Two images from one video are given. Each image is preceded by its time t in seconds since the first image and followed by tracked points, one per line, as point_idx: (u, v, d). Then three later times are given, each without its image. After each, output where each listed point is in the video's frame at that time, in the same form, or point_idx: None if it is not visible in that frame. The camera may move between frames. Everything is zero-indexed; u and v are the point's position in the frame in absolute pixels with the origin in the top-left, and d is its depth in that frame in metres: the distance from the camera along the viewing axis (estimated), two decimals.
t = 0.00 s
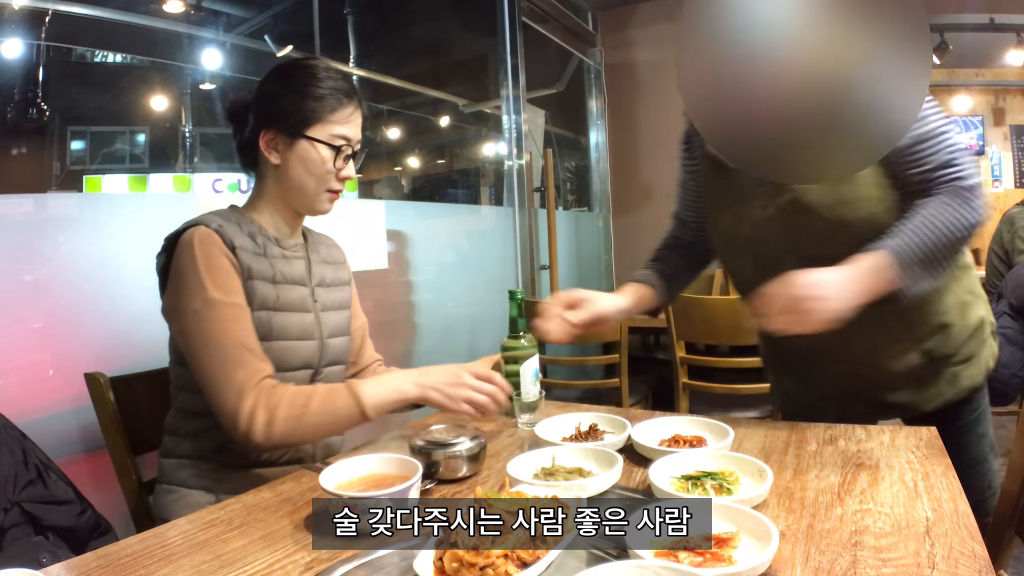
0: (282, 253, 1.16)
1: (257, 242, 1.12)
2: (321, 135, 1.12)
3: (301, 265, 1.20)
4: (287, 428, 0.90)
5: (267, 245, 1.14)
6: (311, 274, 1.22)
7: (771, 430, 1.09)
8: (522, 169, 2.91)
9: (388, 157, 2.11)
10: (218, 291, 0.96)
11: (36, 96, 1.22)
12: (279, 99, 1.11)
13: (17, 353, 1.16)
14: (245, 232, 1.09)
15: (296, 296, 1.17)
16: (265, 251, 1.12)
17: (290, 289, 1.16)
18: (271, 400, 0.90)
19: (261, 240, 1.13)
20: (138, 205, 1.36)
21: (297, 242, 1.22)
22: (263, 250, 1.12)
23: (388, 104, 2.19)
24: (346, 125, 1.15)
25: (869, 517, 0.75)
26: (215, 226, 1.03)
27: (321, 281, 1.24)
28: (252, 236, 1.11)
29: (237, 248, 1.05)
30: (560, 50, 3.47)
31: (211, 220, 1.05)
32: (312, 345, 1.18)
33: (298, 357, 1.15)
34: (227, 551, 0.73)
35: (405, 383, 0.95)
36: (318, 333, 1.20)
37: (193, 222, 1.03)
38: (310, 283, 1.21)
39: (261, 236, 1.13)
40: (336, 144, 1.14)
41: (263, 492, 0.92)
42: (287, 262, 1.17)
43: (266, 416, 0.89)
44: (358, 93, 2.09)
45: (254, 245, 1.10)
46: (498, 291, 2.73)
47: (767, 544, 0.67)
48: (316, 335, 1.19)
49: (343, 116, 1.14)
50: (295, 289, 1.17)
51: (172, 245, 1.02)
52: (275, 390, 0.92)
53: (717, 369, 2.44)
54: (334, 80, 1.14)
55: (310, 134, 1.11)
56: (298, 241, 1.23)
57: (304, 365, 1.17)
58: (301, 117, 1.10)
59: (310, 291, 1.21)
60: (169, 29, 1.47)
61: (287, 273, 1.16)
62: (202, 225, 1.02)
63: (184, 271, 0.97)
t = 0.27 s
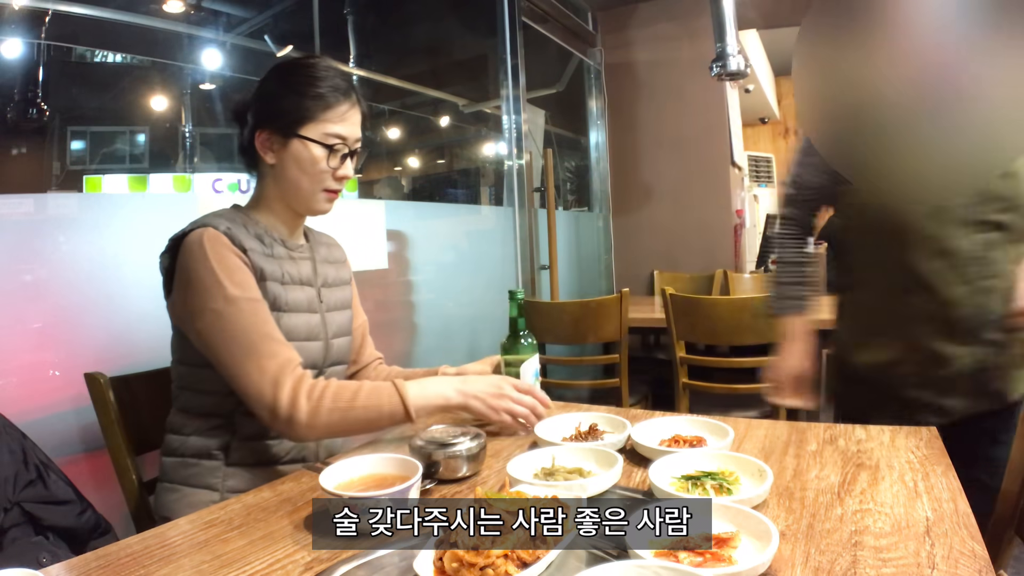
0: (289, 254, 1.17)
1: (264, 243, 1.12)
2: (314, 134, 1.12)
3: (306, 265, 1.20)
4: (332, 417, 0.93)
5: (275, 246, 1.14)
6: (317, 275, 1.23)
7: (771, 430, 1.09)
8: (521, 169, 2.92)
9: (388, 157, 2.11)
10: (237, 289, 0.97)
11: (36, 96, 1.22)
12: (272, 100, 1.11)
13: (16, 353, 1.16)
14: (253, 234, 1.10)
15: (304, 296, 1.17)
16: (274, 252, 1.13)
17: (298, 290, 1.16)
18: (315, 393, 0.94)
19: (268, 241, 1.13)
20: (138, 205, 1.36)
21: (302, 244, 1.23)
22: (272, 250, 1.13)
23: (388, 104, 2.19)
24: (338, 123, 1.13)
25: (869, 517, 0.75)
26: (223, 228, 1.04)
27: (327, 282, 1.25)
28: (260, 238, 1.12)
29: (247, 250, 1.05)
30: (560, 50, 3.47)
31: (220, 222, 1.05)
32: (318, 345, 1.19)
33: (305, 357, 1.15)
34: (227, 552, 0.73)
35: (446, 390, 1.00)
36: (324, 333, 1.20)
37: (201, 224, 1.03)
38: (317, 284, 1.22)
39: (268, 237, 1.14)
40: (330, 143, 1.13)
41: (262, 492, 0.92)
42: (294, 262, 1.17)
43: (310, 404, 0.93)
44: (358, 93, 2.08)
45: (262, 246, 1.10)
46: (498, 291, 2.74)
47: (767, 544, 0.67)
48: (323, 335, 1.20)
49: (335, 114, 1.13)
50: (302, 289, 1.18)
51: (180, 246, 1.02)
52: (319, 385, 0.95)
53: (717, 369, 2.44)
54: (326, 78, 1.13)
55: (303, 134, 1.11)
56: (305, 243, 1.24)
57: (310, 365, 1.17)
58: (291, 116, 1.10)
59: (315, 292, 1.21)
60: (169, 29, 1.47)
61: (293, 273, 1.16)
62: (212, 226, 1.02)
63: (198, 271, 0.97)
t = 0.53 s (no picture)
0: (288, 256, 1.17)
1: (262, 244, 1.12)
2: (294, 134, 1.08)
3: (307, 266, 1.20)
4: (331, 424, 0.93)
5: (274, 248, 1.14)
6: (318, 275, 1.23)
7: (771, 429, 1.09)
8: (521, 169, 2.92)
9: (388, 156, 2.11)
10: (233, 292, 0.97)
11: (36, 96, 1.22)
12: (254, 102, 1.09)
13: (17, 353, 1.16)
14: (250, 235, 1.10)
15: (304, 297, 1.17)
16: (273, 254, 1.13)
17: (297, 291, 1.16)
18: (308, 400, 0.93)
19: (267, 242, 1.13)
20: (138, 206, 1.35)
21: (303, 245, 1.22)
22: (270, 252, 1.13)
23: (388, 104, 2.19)
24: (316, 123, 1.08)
25: (869, 517, 0.75)
26: (221, 230, 1.04)
27: (327, 282, 1.25)
28: (259, 239, 1.12)
29: (245, 252, 1.05)
30: (560, 50, 3.48)
31: (217, 224, 1.05)
32: (319, 347, 1.19)
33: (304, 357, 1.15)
34: (227, 551, 0.73)
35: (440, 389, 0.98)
36: (324, 333, 1.20)
37: (199, 227, 1.03)
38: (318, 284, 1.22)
39: (268, 238, 1.14)
40: (310, 143, 1.09)
41: (262, 492, 0.92)
42: (293, 264, 1.17)
43: (307, 407, 0.92)
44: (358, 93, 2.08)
45: (261, 248, 1.10)
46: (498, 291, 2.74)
47: (767, 544, 0.67)
48: (323, 336, 1.20)
49: (313, 114, 1.08)
50: (302, 290, 1.17)
51: (176, 250, 1.03)
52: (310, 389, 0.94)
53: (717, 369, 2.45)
54: (305, 76, 1.09)
55: (284, 134, 1.08)
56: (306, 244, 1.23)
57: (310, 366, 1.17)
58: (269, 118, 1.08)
59: (316, 292, 1.21)
60: (169, 29, 1.47)
61: (293, 274, 1.16)
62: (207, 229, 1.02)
63: (194, 273, 0.98)
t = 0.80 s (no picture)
0: (278, 256, 1.14)
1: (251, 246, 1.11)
2: (277, 136, 1.06)
3: (299, 266, 1.18)
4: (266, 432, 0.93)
5: (262, 248, 1.12)
6: (309, 275, 1.20)
7: (771, 429, 1.09)
8: (521, 169, 2.93)
9: (388, 157, 2.11)
10: (194, 299, 0.99)
11: (36, 96, 1.22)
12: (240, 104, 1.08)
13: (17, 353, 1.17)
14: (236, 234, 1.09)
15: (291, 299, 1.15)
16: (259, 255, 1.11)
17: (287, 293, 1.15)
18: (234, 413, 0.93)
19: (255, 242, 1.11)
20: (138, 206, 1.35)
21: (295, 245, 1.19)
22: (257, 253, 1.11)
23: (388, 104, 2.19)
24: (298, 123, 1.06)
25: (869, 517, 0.75)
26: (203, 230, 1.03)
27: (319, 282, 1.23)
28: (245, 239, 1.10)
29: (227, 254, 1.04)
30: (560, 50, 3.48)
31: (202, 223, 1.05)
32: (310, 348, 1.18)
33: (293, 359, 1.15)
34: (227, 551, 0.73)
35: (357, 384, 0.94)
36: (314, 334, 1.19)
37: (183, 226, 1.04)
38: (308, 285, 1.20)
39: (256, 238, 1.12)
40: (294, 144, 1.07)
41: (262, 492, 0.92)
42: (282, 265, 1.15)
43: (223, 422, 0.94)
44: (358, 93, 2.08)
45: (246, 249, 1.09)
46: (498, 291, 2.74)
47: (767, 545, 0.67)
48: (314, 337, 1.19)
49: (295, 113, 1.06)
50: (290, 291, 1.15)
51: (162, 249, 1.04)
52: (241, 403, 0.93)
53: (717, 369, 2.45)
54: (287, 75, 1.06)
55: (266, 135, 1.06)
56: (298, 244, 1.19)
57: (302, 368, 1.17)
58: (253, 120, 1.07)
59: (308, 293, 1.19)
60: (169, 29, 1.47)
61: (280, 275, 1.14)
62: (191, 227, 1.03)
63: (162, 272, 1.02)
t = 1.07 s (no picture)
0: (265, 258, 1.13)
1: (236, 247, 1.10)
2: (265, 139, 1.07)
3: (288, 269, 1.16)
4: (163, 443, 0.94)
5: (247, 250, 1.11)
6: (298, 277, 1.18)
7: (771, 429, 1.09)
8: (521, 169, 2.93)
9: (388, 156, 2.10)
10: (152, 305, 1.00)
11: (36, 96, 1.22)
12: (231, 108, 1.09)
13: (17, 354, 1.17)
14: (221, 238, 1.09)
15: (278, 302, 1.13)
16: (243, 258, 1.10)
17: (274, 296, 1.13)
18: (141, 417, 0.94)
19: (240, 245, 1.11)
20: (137, 206, 1.35)
21: (282, 245, 1.16)
22: (241, 256, 1.10)
23: (388, 104, 2.19)
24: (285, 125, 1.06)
25: (869, 517, 0.75)
26: (184, 233, 1.04)
27: (311, 283, 1.20)
28: (230, 241, 1.10)
29: (206, 257, 1.04)
30: (560, 50, 3.48)
31: (185, 227, 1.06)
32: (297, 351, 1.16)
33: (279, 363, 1.13)
34: (227, 551, 0.73)
35: (246, 404, 0.89)
36: (303, 337, 1.17)
37: (168, 230, 1.05)
38: (297, 287, 1.17)
39: (242, 240, 1.11)
40: (283, 146, 1.07)
41: (262, 492, 0.92)
42: (269, 267, 1.13)
43: (137, 420, 0.95)
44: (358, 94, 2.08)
45: (230, 252, 1.08)
46: (498, 291, 2.74)
47: (767, 544, 0.67)
48: (302, 340, 1.16)
49: (282, 116, 1.06)
50: (277, 294, 1.14)
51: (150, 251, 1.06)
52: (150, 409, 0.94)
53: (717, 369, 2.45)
54: (276, 78, 1.07)
55: (255, 139, 1.07)
56: (286, 245, 1.17)
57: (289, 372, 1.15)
58: (243, 125, 1.08)
59: (296, 295, 1.17)
60: (169, 29, 1.47)
61: (266, 278, 1.12)
62: (173, 231, 1.04)
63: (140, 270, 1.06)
